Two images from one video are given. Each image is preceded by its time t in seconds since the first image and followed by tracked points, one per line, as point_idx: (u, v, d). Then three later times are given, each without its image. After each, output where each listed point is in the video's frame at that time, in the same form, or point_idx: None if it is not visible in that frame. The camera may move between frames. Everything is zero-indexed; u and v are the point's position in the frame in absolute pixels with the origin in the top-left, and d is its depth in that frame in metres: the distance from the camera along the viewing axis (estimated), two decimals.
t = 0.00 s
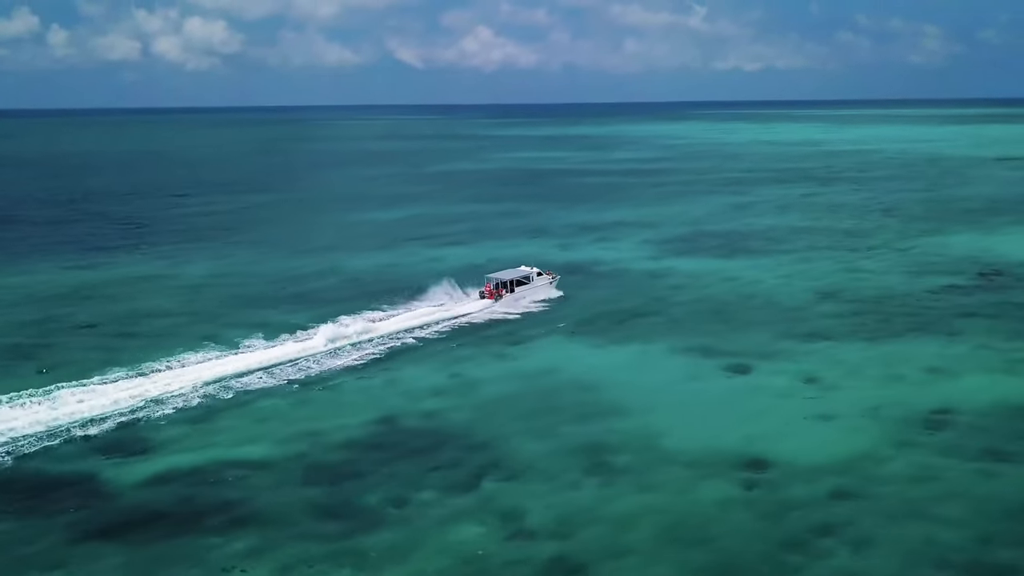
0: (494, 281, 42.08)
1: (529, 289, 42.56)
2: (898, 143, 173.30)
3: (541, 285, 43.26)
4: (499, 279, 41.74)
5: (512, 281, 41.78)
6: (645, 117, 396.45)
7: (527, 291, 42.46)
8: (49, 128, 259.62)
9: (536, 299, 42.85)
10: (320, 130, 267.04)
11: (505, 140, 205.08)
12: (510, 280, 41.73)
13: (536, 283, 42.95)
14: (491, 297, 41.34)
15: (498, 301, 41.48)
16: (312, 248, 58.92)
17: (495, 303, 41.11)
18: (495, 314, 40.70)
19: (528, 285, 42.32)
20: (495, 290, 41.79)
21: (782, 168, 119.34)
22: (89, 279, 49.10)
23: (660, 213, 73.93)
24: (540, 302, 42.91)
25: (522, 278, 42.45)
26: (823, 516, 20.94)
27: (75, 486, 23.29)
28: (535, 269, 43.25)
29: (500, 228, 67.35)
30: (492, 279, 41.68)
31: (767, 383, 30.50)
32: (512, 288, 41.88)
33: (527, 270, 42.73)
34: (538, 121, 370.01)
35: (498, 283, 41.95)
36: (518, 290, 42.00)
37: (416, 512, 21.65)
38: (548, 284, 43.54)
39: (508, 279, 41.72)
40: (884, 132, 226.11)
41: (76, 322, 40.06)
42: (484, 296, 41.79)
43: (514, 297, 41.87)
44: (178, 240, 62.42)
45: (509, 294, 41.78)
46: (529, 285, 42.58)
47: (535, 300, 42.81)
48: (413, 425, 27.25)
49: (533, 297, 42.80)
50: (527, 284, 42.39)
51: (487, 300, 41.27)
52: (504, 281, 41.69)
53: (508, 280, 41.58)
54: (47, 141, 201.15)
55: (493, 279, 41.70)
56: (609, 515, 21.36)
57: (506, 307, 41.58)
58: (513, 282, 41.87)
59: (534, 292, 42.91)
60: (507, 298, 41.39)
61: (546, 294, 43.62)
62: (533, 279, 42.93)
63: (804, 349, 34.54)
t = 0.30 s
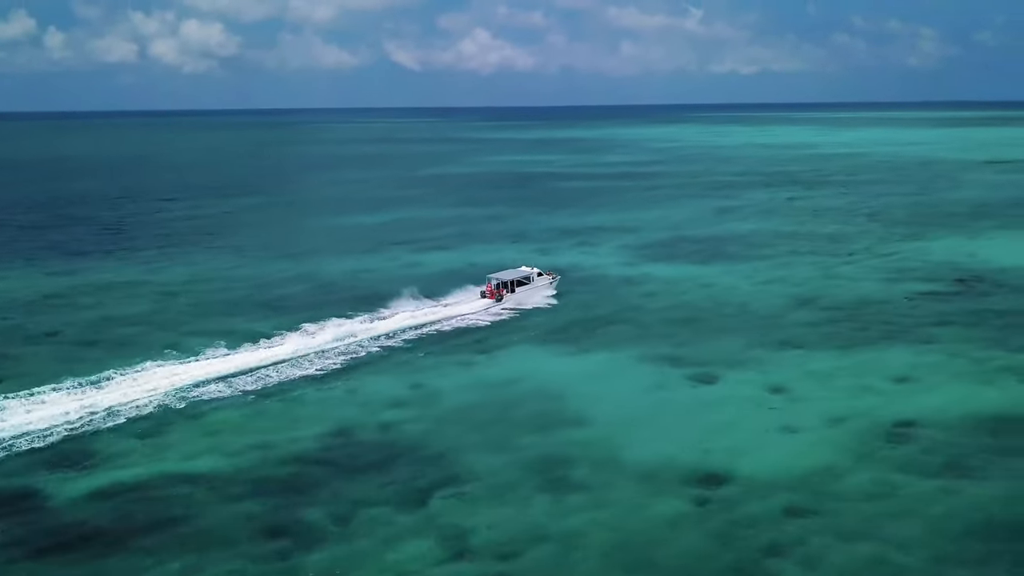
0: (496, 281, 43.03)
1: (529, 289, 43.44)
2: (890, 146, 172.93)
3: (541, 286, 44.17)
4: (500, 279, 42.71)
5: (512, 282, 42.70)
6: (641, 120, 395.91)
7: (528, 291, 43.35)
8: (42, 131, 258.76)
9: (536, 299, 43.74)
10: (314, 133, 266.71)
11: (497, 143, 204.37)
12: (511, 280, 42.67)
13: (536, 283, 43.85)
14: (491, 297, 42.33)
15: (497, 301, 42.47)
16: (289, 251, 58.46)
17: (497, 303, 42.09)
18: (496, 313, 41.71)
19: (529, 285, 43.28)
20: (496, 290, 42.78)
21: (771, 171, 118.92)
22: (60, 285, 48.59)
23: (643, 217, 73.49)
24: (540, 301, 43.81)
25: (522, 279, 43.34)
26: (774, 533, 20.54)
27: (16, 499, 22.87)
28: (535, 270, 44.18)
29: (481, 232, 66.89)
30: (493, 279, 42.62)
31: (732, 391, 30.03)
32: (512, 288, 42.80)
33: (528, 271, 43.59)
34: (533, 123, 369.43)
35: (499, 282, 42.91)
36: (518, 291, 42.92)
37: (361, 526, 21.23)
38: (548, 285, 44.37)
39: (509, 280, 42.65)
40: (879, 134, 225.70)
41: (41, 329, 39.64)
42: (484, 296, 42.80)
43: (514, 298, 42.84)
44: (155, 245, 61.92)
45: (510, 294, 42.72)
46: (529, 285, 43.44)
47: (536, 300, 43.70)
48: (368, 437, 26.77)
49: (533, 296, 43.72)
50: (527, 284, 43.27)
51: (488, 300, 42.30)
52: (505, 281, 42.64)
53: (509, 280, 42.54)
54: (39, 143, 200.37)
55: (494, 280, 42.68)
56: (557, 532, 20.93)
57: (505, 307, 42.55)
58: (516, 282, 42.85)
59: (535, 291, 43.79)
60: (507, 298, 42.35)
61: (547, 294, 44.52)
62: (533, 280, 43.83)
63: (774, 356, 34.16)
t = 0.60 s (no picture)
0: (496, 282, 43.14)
1: (530, 291, 43.56)
2: (881, 151, 172.46)
3: (542, 287, 44.29)
4: (501, 280, 42.85)
5: (513, 282, 42.84)
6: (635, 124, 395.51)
7: (529, 292, 43.47)
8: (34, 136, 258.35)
9: (536, 300, 43.84)
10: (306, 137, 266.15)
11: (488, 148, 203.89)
12: (512, 281, 42.81)
13: (536, 284, 43.98)
14: (494, 297, 42.43)
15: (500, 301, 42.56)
16: (262, 258, 57.76)
17: (497, 303, 42.16)
18: (496, 314, 41.80)
19: (529, 287, 43.38)
20: (498, 291, 42.89)
21: (758, 176, 118.31)
22: (25, 293, 47.89)
23: (624, 223, 72.82)
24: (540, 303, 43.89)
25: (523, 280, 43.50)
26: (718, 552, 19.94)
27: None
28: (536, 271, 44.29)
29: (459, 237, 66.17)
30: (494, 279, 42.75)
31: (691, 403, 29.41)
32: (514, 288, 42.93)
33: (529, 272, 43.77)
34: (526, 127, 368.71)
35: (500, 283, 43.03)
36: (520, 291, 43.04)
37: (294, 546, 20.60)
38: (548, 287, 44.50)
39: (510, 280, 42.78)
40: (872, 139, 225.49)
41: None
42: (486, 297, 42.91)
43: (516, 298, 42.93)
44: (127, 251, 61.14)
45: (512, 294, 42.83)
46: (530, 286, 43.57)
47: (536, 301, 43.80)
48: (314, 452, 26.10)
49: (534, 298, 43.82)
50: (528, 285, 43.40)
51: (491, 300, 42.38)
52: (506, 282, 42.79)
53: (511, 280, 42.69)
54: (27, 147, 199.14)
55: (495, 280, 42.83)
56: (495, 552, 20.32)
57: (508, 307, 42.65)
58: (516, 283, 42.95)
59: (535, 293, 43.92)
60: (510, 298, 42.46)
61: (546, 296, 44.63)
62: (534, 281, 43.97)
63: (741, 365, 33.58)
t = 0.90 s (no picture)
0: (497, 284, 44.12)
1: (530, 292, 44.50)
2: (873, 154, 171.97)
3: (543, 287, 45.17)
4: (501, 282, 43.87)
5: (513, 284, 43.80)
6: (629, 127, 394.67)
7: (529, 293, 44.42)
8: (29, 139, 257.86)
9: (537, 301, 44.79)
10: (299, 139, 265.49)
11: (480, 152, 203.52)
12: (511, 283, 43.77)
13: (537, 285, 44.89)
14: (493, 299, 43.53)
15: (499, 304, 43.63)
16: (237, 263, 57.22)
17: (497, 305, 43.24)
18: (496, 314, 42.75)
19: (528, 287, 44.33)
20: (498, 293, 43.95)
21: (746, 180, 117.89)
22: None
23: (607, 228, 72.27)
24: (540, 303, 44.82)
25: (523, 281, 44.46)
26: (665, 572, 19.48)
27: None
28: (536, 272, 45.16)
29: (440, 242, 65.62)
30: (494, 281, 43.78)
31: (653, 411, 28.91)
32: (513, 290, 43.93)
33: (528, 273, 44.69)
34: (520, 130, 368.06)
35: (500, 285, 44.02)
36: (520, 293, 44.03)
37: (232, 565, 20.11)
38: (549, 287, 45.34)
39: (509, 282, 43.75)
40: (867, 142, 224.85)
41: None
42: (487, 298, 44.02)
43: (516, 299, 43.94)
44: (102, 257, 60.55)
45: (511, 296, 43.83)
46: (530, 288, 44.51)
47: (536, 302, 44.77)
48: (265, 465, 25.55)
49: (534, 298, 44.79)
50: (528, 287, 44.34)
51: (490, 302, 43.51)
52: (506, 284, 43.76)
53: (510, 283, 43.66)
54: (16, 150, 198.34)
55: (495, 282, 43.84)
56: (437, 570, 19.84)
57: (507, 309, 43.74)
58: (515, 284, 43.89)
59: (536, 293, 44.87)
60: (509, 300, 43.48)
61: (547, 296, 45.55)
62: (534, 282, 44.88)
63: (709, 372, 33.13)
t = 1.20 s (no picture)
0: (499, 283, 44.77)
1: (531, 292, 45.24)
2: (865, 157, 171.38)
3: (543, 289, 45.95)
4: (503, 281, 44.54)
5: (515, 283, 44.48)
6: (623, 128, 394.25)
7: (530, 293, 45.14)
8: (18, 141, 256.27)
9: (537, 301, 45.49)
10: (290, 141, 264.35)
11: (472, 155, 202.80)
12: (513, 282, 44.47)
13: (537, 286, 45.62)
14: (495, 298, 44.14)
15: (501, 302, 44.23)
16: (211, 267, 56.62)
17: (498, 304, 43.92)
18: (498, 314, 43.41)
19: (529, 288, 44.98)
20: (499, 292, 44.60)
21: (734, 184, 117.30)
22: None
23: (590, 232, 71.70)
24: (541, 304, 45.52)
25: (525, 282, 45.20)
26: None
27: None
28: (537, 273, 45.94)
29: (419, 246, 65.04)
30: (496, 281, 44.44)
31: (614, 420, 28.46)
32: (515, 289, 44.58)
33: (530, 274, 45.41)
34: (515, 132, 367.02)
35: (502, 284, 44.66)
36: (521, 293, 44.70)
37: None
38: (550, 289, 46.12)
39: (511, 281, 44.42)
40: (859, 145, 224.49)
41: None
42: (488, 297, 44.63)
43: (517, 299, 44.58)
44: (76, 262, 59.88)
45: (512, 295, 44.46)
46: (530, 288, 45.24)
47: (537, 302, 45.46)
48: (214, 478, 25.09)
49: (535, 299, 45.48)
50: (529, 287, 45.07)
51: (492, 300, 44.17)
52: (508, 283, 44.47)
53: (512, 282, 44.37)
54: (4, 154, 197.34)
55: (497, 281, 44.55)
56: None
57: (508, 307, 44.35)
58: (517, 284, 44.57)
59: (537, 294, 45.59)
60: (511, 299, 44.15)
61: (548, 298, 46.26)
62: (535, 283, 45.63)
63: (676, 381, 32.69)
